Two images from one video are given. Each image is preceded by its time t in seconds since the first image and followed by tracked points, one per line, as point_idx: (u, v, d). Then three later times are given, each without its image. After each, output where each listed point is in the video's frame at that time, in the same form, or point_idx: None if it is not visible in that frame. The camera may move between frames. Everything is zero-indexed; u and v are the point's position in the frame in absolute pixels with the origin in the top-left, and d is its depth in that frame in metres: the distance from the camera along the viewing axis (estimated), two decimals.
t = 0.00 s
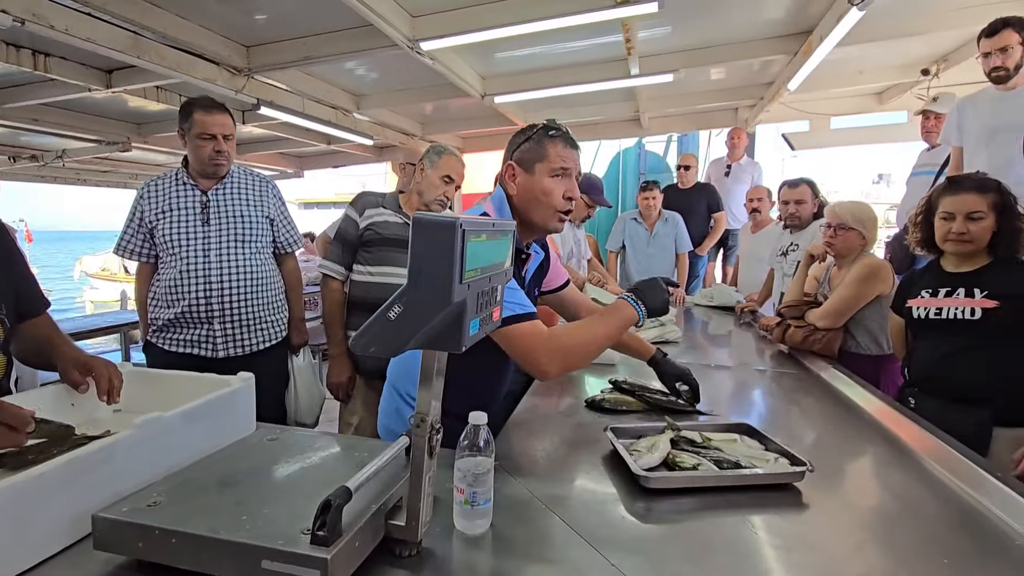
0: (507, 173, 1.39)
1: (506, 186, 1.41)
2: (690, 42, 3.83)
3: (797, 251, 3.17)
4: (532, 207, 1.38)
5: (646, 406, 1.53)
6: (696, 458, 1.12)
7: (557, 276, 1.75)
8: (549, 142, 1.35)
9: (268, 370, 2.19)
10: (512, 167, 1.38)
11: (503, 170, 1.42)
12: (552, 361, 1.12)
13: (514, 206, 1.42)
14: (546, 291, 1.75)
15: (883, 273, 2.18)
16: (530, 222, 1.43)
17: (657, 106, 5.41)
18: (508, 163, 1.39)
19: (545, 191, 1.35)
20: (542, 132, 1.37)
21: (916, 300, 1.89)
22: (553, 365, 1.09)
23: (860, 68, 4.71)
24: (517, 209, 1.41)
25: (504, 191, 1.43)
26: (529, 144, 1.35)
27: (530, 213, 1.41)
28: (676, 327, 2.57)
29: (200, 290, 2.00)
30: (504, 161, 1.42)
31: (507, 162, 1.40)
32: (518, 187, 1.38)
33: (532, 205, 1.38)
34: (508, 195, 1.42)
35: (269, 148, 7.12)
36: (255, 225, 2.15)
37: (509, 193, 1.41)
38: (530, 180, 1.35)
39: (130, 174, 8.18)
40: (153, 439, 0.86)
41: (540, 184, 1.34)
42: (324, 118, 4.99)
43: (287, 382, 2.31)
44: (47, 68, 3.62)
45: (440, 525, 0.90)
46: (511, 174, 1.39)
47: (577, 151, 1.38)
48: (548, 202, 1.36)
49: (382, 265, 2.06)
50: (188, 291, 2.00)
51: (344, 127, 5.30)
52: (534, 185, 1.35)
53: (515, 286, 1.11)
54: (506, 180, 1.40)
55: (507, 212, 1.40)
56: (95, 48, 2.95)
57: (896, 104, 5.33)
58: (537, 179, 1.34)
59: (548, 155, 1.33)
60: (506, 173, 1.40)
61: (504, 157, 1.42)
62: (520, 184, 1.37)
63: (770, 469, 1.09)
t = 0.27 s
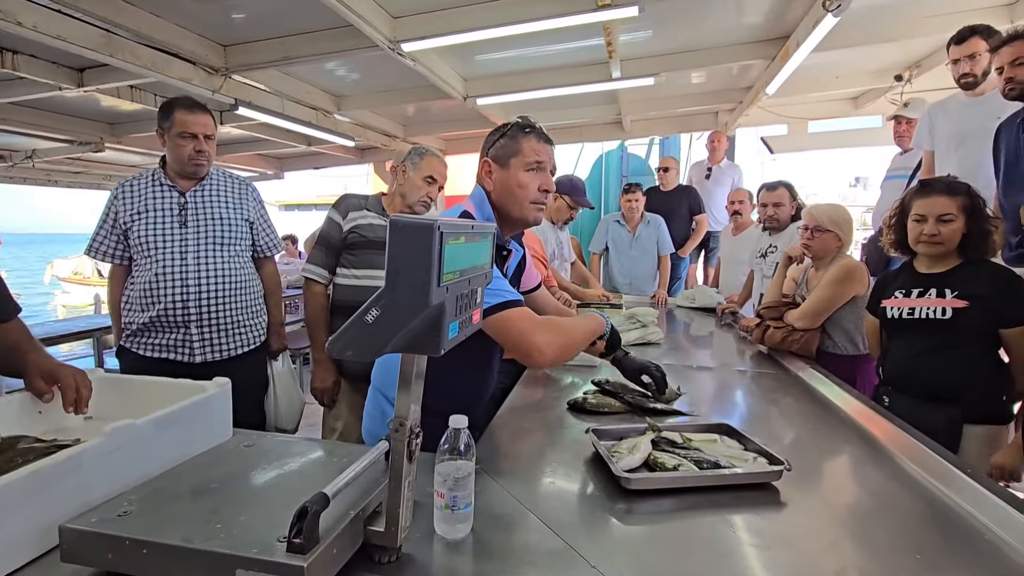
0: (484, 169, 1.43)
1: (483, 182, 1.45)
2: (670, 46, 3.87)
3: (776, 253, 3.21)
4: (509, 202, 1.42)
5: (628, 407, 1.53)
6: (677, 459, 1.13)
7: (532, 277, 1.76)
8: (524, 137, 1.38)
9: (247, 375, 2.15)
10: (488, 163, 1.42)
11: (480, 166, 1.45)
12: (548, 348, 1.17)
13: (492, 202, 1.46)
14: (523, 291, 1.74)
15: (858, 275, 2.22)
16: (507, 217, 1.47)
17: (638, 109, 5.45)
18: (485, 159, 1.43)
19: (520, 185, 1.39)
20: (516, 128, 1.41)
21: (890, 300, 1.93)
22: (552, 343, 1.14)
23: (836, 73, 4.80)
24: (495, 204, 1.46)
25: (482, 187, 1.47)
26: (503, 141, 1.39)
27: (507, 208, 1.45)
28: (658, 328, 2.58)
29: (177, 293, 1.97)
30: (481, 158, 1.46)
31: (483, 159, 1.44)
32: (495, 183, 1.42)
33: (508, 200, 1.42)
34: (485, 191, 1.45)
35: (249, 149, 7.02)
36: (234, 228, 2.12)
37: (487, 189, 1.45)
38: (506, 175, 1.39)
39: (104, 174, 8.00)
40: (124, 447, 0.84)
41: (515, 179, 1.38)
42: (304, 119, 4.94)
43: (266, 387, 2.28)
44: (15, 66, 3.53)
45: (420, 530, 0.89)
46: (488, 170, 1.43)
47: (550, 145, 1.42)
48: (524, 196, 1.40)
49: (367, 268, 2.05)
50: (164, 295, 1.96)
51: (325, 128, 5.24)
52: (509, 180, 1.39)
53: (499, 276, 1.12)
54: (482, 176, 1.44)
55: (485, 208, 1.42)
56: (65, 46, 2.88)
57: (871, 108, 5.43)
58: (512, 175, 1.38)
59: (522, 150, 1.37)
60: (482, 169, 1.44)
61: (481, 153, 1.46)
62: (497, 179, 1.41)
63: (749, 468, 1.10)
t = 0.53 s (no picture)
0: (470, 170, 1.43)
1: (470, 183, 1.45)
2: (656, 49, 3.90)
3: (761, 254, 3.25)
4: (499, 201, 1.42)
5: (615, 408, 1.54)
6: (663, 459, 1.14)
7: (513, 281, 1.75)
8: (508, 137, 1.40)
9: (233, 378, 2.13)
10: (474, 164, 1.42)
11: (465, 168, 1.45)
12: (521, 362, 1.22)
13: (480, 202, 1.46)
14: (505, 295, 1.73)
15: (841, 276, 2.25)
16: (495, 215, 1.48)
17: (625, 112, 5.48)
18: (471, 161, 1.43)
19: (509, 184, 1.40)
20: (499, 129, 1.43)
21: (873, 301, 1.95)
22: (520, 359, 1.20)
23: (820, 77, 4.87)
24: (482, 204, 1.45)
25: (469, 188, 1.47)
26: (489, 141, 1.40)
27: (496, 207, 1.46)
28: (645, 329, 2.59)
29: (161, 296, 1.94)
30: (465, 160, 1.46)
31: (468, 160, 1.44)
32: (482, 183, 1.42)
33: (498, 199, 1.42)
34: (472, 192, 1.45)
35: (234, 150, 6.96)
36: (220, 230, 2.10)
37: (474, 191, 1.45)
38: (493, 174, 1.40)
39: (86, 175, 7.88)
40: (104, 452, 0.83)
41: (503, 178, 1.39)
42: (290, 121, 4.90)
43: (253, 391, 2.24)
44: None
45: (407, 533, 0.89)
46: (474, 171, 1.43)
47: (532, 145, 1.45)
48: (513, 194, 1.41)
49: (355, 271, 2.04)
50: (148, 298, 1.93)
51: (312, 130, 5.21)
52: (498, 179, 1.40)
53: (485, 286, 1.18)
54: (469, 177, 1.44)
55: (473, 208, 1.41)
56: (45, 45, 2.84)
57: (853, 112, 5.51)
58: (500, 173, 1.39)
59: (509, 149, 1.39)
60: (468, 170, 1.44)
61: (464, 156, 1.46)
62: (485, 179, 1.41)
63: (734, 468, 1.11)
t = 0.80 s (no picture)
0: (471, 177, 1.44)
1: (470, 190, 1.46)
2: (648, 51, 3.91)
3: (752, 255, 3.27)
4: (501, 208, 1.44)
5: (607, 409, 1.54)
6: (655, 459, 1.14)
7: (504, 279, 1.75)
8: (507, 145, 1.43)
9: (224, 380, 2.11)
10: (475, 171, 1.43)
11: (465, 175, 1.46)
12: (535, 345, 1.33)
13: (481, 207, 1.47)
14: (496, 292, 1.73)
15: (831, 276, 2.27)
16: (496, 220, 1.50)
17: (617, 113, 5.50)
18: (471, 168, 1.44)
19: (510, 190, 1.42)
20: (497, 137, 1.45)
21: (863, 301, 1.97)
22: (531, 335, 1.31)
23: (809, 79, 4.91)
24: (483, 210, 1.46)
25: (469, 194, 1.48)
26: (489, 148, 1.41)
27: (497, 212, 1.47)
28: (637, 330, 2.59)
29: (152, 298, 1.93)
30: (464, 167, 1.47)
31: (468, 167, 1.45)
32: (483, 189, 1.43)
33: (500, 204, 1.44)
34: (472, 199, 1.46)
35: (225, 151, 6.91)
36: (211, 231, 2.08)
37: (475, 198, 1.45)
38: (494, 181, 1.41)
39: (73, 176, 7.80)
40: (92, 456, 0.82)
41: (505, 185, 1.41)
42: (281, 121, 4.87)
43: (244, 393, 2.23)
44: None
45: (399, 536, 0.88)
46: (475, 178, 1.44)
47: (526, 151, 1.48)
48: (514, 199, 1.43)
49: (347, 273, 2.03)
50: (138, 300, 1.92)
51: (303, 130, 5.19)
52: (499, 185, 1.41)
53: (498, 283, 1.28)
54: (470, 184, 1.44)
55: (475, 213, 1.42)
56: (32, 45, 2.81)
57: (843, 114, 5.56)
58: (501, 180, 1.41)
59: (508, 156, 1.41)
60: (469, 177, 1.45)
61: (463, 163, 1.47)
62: (486, 185, 1.43)
63: (726, 468, 1.11)
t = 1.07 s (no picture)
0: (469, 182, 1.44)
1: (468, 194, 1.46)
2: (641, 52, 3.92)
3: (746, 255, 3.29)
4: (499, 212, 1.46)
5: (602, 408, 1.55)
6: (649, 458, 1.14)
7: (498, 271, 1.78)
8: (501, 149, 1.45)
9: (217, 381, 2.10)
10: (472, 176, 1.44)
11: (462, 180, 1.47)
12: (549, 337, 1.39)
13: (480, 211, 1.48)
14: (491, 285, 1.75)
15: (824, 276, 2.28)
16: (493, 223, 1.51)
17: (611, 114, 5.51)
18: (468, 173, 1.44)
19: (508, 193, 1.44)
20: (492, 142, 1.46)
21: (857, 300, 1.98)
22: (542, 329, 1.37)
23: (802, 80, 4.93)
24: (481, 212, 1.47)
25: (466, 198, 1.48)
26: (485, 153, 1.43)
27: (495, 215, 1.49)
28: (632, 330, 2.60)
29: (144, 299, 1.91)
30: (461, 172, 1.47)
31: (465, 172, 1.46)
32: (482, 193, 1.44)
33: (498, 207, 1.45)
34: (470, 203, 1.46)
35: (217, 151, 6.88)
36: (203, 232, 2.07)
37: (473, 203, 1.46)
38: (492, 185, 1.42)
39: (63, 176, 7.73)
40: (83, 459, 0.81)
41: (503, 190, 1.42)
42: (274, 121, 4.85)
43: (237, 394, 2.21)
44: None
45: (393, 537, 0.88)
46: (473, 183, 1.45)
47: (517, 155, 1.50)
48: (511, 203, 1.45)
49: (342, 273, 2.03)
50: (130, 301, 1.90)
51: (296, 130, 5.17)
52: (498, 189, 1.43)
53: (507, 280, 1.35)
54: (468, 189, 1.45)
55: (477, 216, 1.42)
56: (21, 43, 2.79)
57: (835, 115, 5.60)
58: (498, 184, 1.42)
59: (504, 160, 1.42)
60: (466, 181, 1.46)
61: (459, 168, 1.48)
62: (484, 190, 1.44)
63: (720, 467, 1.11)
